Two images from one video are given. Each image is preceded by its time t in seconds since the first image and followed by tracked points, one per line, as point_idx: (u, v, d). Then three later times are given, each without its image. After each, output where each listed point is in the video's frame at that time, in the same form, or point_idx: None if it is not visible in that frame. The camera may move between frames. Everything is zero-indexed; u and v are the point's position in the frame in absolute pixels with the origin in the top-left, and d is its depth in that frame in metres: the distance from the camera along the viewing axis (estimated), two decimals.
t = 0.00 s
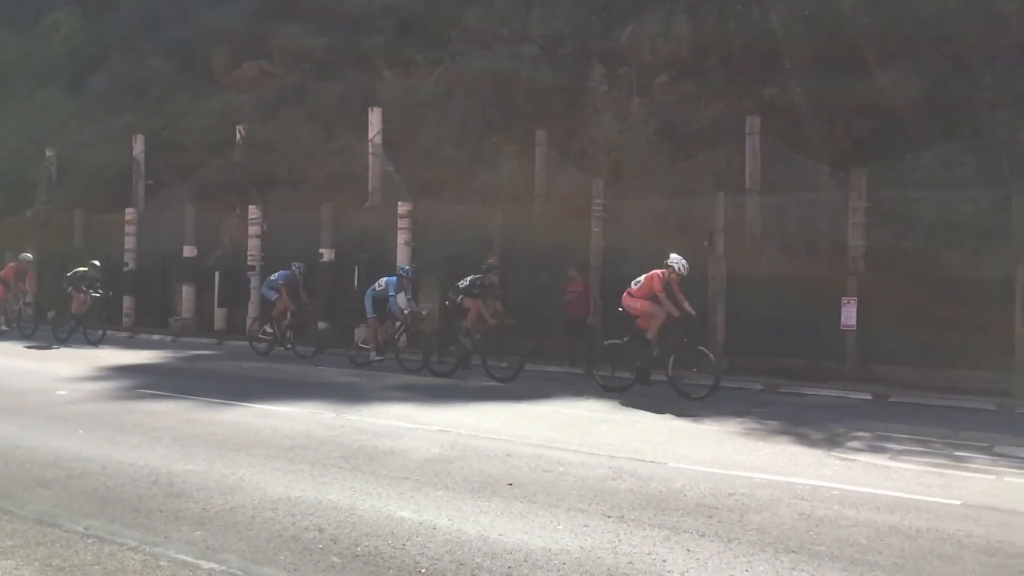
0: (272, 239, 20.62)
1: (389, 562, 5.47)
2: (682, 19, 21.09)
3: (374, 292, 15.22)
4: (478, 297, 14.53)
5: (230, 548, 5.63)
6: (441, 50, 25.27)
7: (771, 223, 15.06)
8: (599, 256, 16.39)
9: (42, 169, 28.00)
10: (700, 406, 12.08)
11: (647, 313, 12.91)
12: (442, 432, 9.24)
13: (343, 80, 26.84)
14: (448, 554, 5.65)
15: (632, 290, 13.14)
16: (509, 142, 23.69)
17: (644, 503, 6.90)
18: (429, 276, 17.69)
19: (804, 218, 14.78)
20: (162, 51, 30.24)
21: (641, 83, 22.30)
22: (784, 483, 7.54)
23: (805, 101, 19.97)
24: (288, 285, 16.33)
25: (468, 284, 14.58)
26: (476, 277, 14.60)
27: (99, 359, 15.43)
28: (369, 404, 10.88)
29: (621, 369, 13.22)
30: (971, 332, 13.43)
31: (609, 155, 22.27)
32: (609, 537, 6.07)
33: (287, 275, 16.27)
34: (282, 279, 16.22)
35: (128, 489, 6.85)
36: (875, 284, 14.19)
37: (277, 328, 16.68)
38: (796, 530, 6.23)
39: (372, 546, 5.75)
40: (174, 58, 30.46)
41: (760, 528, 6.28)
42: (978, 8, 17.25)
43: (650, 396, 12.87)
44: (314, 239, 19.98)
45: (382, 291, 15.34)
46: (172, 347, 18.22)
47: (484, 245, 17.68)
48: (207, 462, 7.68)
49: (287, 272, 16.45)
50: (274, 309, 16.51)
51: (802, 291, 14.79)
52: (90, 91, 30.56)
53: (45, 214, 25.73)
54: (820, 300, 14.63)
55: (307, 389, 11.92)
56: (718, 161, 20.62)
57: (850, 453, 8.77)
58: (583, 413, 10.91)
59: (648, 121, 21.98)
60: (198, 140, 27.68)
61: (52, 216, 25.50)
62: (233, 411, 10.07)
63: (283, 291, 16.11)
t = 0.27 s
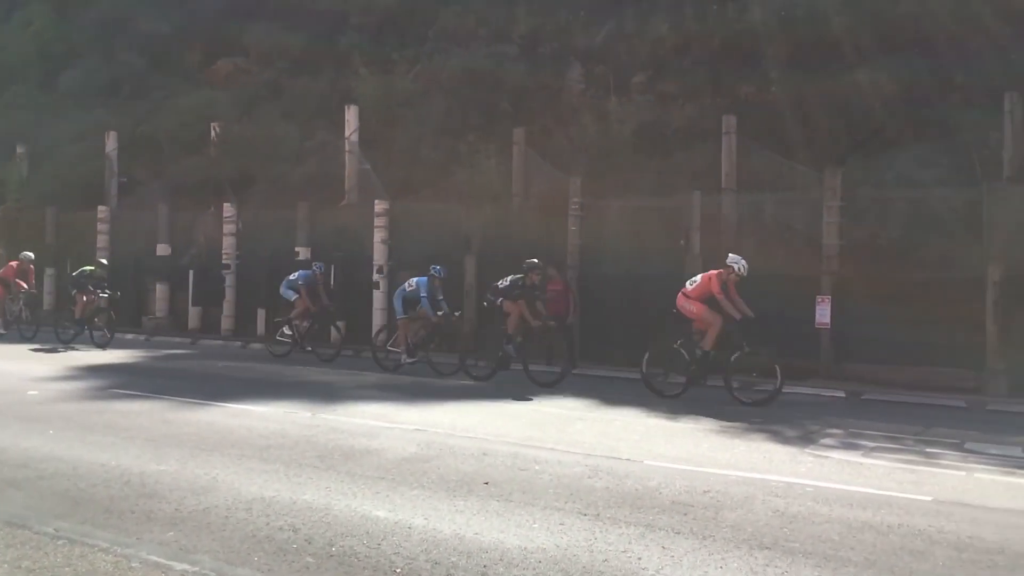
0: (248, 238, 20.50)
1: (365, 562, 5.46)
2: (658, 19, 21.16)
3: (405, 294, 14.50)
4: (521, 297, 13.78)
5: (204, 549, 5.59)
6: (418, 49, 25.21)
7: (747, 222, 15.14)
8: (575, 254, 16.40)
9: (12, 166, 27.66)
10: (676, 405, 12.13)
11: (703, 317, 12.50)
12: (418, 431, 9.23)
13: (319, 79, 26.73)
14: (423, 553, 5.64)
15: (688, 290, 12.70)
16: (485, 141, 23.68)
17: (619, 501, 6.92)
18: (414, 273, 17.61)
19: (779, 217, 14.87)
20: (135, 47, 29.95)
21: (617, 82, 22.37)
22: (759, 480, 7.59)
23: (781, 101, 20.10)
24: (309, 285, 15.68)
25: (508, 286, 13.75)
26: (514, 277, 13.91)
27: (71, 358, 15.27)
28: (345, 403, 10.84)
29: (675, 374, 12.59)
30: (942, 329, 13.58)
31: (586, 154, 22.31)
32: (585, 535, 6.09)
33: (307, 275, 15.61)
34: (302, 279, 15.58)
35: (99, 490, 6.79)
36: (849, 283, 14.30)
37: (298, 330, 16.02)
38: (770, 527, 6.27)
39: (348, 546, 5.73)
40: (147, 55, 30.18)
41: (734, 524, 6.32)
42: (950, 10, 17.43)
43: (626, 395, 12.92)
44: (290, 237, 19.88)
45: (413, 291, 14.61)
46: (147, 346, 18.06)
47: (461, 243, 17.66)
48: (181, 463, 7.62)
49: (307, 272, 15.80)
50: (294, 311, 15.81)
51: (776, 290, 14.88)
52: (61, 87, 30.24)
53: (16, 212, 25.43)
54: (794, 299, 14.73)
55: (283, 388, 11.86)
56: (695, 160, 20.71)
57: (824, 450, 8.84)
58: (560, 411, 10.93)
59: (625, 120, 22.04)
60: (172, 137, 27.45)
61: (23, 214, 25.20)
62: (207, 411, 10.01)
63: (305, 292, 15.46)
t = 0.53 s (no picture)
0: (223, 236, 20.37)
1: (340, 562, 5.44)
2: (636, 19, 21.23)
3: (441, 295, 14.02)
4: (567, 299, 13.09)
5: (177, 550, 5.56)
6: (395, 47, 25.13)
7: (723, 221, 15.21)
8: (553, 253, 16.45)
9: None
10: (653, 403, 12.18)
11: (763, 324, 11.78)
12: (395, 430, 9.21)
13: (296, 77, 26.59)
14: (400, 553, 5.62)
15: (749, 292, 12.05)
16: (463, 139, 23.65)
17: (596, 500, 6.94)
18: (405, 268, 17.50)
19: (756, 217, 14.95)
20: (108, 42, 29.65)
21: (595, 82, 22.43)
22: (734, 478, 7.63)
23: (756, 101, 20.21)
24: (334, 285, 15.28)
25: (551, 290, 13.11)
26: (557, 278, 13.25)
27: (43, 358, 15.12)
28: (322, 402, 10.80)
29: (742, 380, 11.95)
30: (916, 328, 13.69)
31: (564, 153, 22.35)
32: (561, 534, 6.10)
33: (333, 276, 15.24)
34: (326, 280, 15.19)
35: (72, 491, 6.72)
36: (824, 282, 14.39)
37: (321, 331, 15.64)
38: (745, 525, 6.30)
39: (323, 546, 5.71)
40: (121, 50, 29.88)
41: (710, 522, 6.35)
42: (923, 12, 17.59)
43: (604, 394, 12.95)
44: (266, 235, 19.77)
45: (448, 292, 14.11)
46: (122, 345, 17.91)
47: (439, 242, 17.65)
48: (155, 463, 7.56)
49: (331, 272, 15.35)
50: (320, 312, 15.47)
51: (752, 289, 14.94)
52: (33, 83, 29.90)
53: None
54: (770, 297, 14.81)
55: (259, 388, 11.80)
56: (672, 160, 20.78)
57: (799, 448, 8.90)
58: (538, 410, 10.94)
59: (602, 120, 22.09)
60: (146, 134, 27.22)
61: None
62: (182, 411, 9.94)
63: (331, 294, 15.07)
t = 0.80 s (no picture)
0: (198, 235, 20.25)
1: (316, 563, 5.43)
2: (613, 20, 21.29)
3: (481, 298, 13.61)
4: (621, 302, 12.63)
5: (150, 553, 5.52)
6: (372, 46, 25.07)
7: (699, 221, 15.30)
8: (530, 254, 16.49)
9: None
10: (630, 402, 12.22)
11: (831, 336, 10.95)
12: (371, 430, 9.20)
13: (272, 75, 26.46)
14: (374, 554, 5.62)
15: (819, 297, 11.07)
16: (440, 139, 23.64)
17: (572, 500, 6.96)
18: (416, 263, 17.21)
19: (731, 217, 15.05)
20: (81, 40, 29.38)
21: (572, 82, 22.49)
22: (709, 477, 7.69)
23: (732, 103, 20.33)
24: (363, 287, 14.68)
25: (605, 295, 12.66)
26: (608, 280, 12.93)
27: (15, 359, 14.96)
28: (297, 403, 10.75)
29: (807, 388, 11.19)
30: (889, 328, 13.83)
31: (541, 153, 22.38)
32: (537, 533, 6.11)
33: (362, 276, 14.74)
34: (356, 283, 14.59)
35: (43, 494, 6.66)
36: (798, 282, 14.50)
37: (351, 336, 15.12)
38: (719, 523, 6.35)
39: (297, 547, 5.70)
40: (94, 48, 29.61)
41: (685, 521, 6.39)
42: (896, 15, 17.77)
43: (580, 393, 12.99)
44: (242, 235, 19.66)
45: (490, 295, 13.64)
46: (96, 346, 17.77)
47: (416, 242, 17.62)
48: (128, 465, 7.50)
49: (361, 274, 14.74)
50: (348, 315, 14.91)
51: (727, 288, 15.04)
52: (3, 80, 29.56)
53: None
54: (744, 297, 14.91)
55: (235, 388, 11.73)
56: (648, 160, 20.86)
57: (773, 447, 8.98)
58: (515, 410, 10.96)
59: (580, 120, 22.14)
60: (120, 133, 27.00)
61: None
62: (156, 412, 9.87)
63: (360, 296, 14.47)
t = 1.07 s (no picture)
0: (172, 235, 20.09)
1: (289, 565, 5.40)
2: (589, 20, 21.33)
3: (525, 300, 13.06)
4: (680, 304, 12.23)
5: (122, 555, 5.47)
6: (348, 44, 24.96)
7: (677, 222, 15.33)
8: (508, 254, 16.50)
9: None
10: (606, 402, 12.23)
11: (907, 340, 10.64)
12: (347, 431, 9.16)
13: (248, 73, 26.30)
14: (349, 555, 5.59)
15: (896, 299, 10.76)
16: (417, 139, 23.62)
17: (547, 499, 6.96)
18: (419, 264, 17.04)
19: (707, 217, 15.11)
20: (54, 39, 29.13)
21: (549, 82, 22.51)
22: (685, 476, 7.72)
23: (708, 103, 20.43)
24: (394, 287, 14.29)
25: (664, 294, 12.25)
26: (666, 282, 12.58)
27: None
28: (272, 403, 10.67)
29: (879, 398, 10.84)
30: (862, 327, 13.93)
31: (518, 153, 22.38)
32: (513, 533, 6.11)
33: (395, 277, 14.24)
34: (389, 282, 14.19)
35: (12, 497, 6.58)
36: (773, 282, 14.56)
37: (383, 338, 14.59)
38: (694, 521, 6.37)
39: (271, 549, 5.66)
40: (67, 46, 29.34)
41: (660, 520, 6.41)
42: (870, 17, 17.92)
43: (557, 392, 12.99)
44: (217, 235, 19.52)
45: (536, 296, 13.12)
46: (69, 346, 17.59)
47: (393, 242, 17.58)
48: (100, 467, 7.43)
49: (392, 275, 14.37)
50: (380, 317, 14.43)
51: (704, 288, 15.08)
52: None
53: None
54: (720, 297, 14.96)
55: (209, 389, 11.63)
56: (625, 160, 20.92)
57: (749, 445, 9.03)
58: (492, 409, 10.94)
59: (557, 120, 22.16)
60: (93, 132, 26.74)
61: None
62: (128, 413, 9.77)
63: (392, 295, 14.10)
